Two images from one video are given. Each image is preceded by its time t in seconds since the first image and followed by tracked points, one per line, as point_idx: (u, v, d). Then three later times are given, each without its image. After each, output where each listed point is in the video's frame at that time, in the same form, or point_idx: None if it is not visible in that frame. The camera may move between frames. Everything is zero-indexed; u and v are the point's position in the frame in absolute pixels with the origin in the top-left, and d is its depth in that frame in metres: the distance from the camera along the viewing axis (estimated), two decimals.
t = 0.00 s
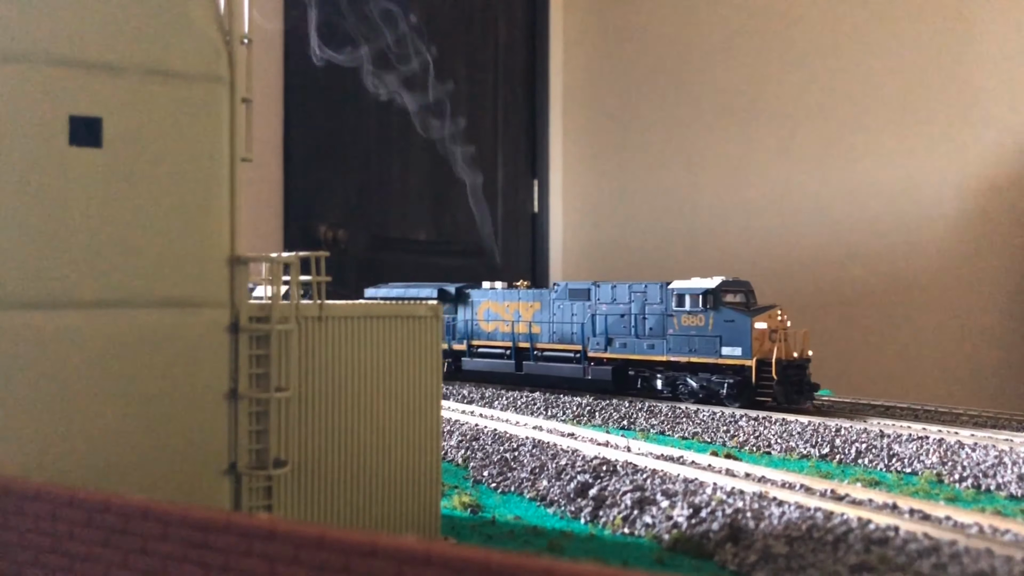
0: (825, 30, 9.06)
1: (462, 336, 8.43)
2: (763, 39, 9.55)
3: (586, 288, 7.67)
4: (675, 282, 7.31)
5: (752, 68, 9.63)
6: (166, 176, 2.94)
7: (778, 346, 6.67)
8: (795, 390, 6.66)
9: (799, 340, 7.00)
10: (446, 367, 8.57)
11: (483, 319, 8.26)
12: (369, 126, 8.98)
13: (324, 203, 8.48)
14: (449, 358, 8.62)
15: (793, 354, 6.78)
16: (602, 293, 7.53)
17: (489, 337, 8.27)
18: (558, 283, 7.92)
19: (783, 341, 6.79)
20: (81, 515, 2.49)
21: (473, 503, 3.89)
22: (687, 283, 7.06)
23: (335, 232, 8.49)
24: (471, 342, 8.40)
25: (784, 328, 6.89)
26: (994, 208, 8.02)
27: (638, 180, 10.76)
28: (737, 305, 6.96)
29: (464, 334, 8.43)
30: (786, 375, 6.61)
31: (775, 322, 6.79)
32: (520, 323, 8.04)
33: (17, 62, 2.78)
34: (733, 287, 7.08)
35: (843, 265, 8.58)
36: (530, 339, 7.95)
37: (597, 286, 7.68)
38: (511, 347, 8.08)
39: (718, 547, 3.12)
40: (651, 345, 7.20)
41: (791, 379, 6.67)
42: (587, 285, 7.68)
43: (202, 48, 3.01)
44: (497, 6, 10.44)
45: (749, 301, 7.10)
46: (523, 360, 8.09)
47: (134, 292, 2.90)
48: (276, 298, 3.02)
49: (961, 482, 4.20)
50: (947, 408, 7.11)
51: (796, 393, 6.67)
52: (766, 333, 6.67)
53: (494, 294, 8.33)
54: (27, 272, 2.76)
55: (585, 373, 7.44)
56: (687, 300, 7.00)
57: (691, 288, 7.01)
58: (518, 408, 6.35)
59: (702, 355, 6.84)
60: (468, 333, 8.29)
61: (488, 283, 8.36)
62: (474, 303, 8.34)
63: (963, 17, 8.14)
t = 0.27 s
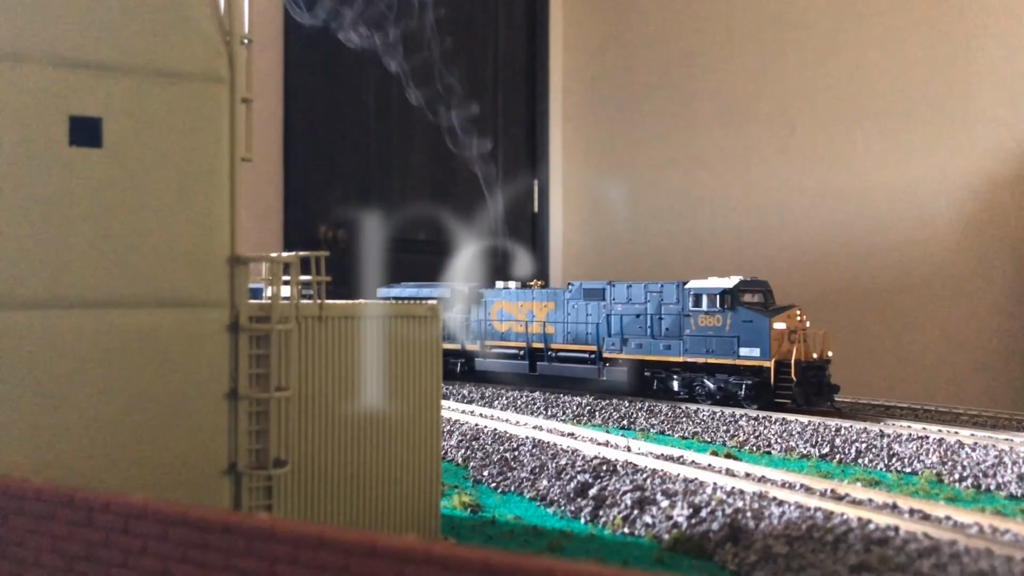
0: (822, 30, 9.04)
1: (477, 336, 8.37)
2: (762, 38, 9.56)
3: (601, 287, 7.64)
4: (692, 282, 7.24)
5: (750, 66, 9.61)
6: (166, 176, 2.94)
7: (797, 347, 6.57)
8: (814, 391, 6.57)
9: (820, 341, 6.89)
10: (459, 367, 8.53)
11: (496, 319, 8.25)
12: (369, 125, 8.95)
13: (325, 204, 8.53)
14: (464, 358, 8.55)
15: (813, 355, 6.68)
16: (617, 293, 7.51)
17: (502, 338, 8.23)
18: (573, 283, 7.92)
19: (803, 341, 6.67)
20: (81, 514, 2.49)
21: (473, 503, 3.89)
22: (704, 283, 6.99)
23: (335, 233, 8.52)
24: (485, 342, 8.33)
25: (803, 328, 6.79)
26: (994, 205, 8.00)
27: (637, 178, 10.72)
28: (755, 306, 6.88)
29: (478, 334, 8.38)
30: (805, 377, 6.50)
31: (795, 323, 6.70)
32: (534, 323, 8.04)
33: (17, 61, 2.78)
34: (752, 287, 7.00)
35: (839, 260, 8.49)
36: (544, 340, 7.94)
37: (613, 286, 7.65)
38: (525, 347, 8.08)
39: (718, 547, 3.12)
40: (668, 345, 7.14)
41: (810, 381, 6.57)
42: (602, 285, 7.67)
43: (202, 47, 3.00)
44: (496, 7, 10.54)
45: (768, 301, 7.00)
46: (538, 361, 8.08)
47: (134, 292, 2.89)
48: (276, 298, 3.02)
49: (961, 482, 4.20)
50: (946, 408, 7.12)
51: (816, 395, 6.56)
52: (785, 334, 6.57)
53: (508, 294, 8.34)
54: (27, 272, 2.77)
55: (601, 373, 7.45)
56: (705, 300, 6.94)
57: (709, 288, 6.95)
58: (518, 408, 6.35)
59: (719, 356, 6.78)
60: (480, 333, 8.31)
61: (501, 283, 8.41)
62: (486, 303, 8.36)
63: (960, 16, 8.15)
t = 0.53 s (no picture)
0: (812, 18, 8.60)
1: (490, 336, 8.42)
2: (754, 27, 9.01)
3: (617, 288, 7.58)
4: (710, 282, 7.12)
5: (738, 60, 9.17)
6: (166, 176, 2.94)
7: (817, 349, 6.43)
8: (833, 394, 6.38)
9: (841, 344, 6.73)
10: (474, 368, 8.57)
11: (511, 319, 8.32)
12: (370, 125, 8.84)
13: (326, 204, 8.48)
14: (478, 358, 8.59)
15: (834, 357, 6.54)
16: (633, 293, 7.40)
17: (517, 339, 8.26)
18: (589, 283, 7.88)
19: (823, 342, 6.52)
20: (81, 514, 2.50)
21: (473, 503, 3.89)
22: (721, 283, 6.86)
23: (336, 232, 8.40)
24: (499, 342, 8.37)
25: (824, 330, 6.64)
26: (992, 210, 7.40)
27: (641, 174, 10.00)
28: (774, 305, 6.73)
29: (491, 335, 8.43)
30: (825, 379, 6.34)
31: (815, 323, 6.56)
32: (547, 324, 8.05)
33: (18, 61, 2.78)
34: (772, 286, 6.84)
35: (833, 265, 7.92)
36: (558, 340, 7.89)
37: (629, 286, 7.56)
38: (539, 347, 8.05)
39: (718, 547, 3.12)
40: (685, 346, 7.01)
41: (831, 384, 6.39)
42: (618, 285, 7.58)
43: (203, 48, 3.01)
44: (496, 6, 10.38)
45: (789, 300, 6.82)
46: (551, 362, 8.02)
47: (133, 292, 2.90)
48: (277, 298, 3.02)
49: (961, 482, 4.20)
50: (946, 408, 7.12)
51: (836, 398, 6.38)
52: (805, 335, 6.44)
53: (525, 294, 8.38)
54: (27, 272, 2.77)
55: (615, 374, 7.32)
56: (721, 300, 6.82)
57: (726, 288, 6.81)
58: (518, 408, 6.35)
59: (737, 358, 6.64)
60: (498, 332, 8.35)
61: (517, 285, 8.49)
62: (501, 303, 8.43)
63: None
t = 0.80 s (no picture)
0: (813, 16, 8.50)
1: (503, 337, 8.23)
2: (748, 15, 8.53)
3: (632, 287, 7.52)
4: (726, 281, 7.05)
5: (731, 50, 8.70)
6: (166, 175, 2.94)
7: (837, 350, 6.37)
8: (853, 396, 6.32)
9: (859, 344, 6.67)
10: (486, 369, 8.34)
11: (524, 318, 8.10)
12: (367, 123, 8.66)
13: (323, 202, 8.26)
14: (490, 360, 8.39)
15: (853, 358, 6.50)
16: (648, 293, 7.36)
17: (530, 339, 8.05)
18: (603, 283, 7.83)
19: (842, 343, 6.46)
20: (81, 514, 2.50)
21: (473, 503, 3.89)
22: (739, 283, 6.80)
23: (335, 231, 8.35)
24: (511, 343, 8.18)
25: (843, 330, 6.57)
26: (994, 209, 7.03)
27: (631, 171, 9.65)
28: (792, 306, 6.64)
29: (504, 335, 8.24)
30: (845, 381, 6.29)
31: (835, 324, 6.49)
32: (561, 324, 7.89)
33: (18, 62, 2.78)
34: (791, 286, 6.75)
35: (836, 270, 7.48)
36: (572, 341, 7.74)
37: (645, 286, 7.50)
38: (553, 348, 7.84)
39: (718, 547, 3.12)
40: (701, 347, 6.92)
41: (850, 385, 6.33)
42: (633, 285, 7.54)
43: (202, 47, 3.01)
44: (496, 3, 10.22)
45: (807, 302, 6.75)
46: (565, 363, 7.82)
47: (132, 292, 2.89)
48: (276, 298, 3.02)
49: (961, 482, 4.20)
50: (947, 407, 7.11)
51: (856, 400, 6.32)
52: (824, 336, 6.36)
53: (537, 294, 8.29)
54: (27, 272, 2.77)
55: (630, 376, 7.19)
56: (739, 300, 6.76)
57: (744, 287, 6.76)
58: (518, 408, 6.35)
59: (755, 358, 6.56)
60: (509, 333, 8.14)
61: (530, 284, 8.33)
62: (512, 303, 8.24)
63: None
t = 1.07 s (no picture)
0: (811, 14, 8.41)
1: (518, 337, 8.16)
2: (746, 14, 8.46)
3: (648, 287, 7.46)
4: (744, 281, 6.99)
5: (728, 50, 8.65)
6: (166, 175, 2.94)
7: (857, 350, 6.22)
8: (875, 398, 6.17)
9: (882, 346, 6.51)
10: (500, 370, 8.31)
11: (538, 319, 7.99)
12: (369, 124, 8.69)
13: (325, 203, 8.28)
14: (504, 361, 8.35)
15: (874, 359, 6.32)
16: (665, 293, 7.31)
17: (545, 340, 7.97)
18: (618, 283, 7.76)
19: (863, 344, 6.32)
20: (81, 514, 2.49)
21: (473, 503, 3.89)
22: (757, 282, 6.72)
23: (336, 232, 8.32)
24: (526, 344, 8.12)
25: (865, 331, 6.45)
26: (992, 207, 7.05)
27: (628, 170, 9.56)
28: (811, 306, 6.58)
29: (519, 335, 8.16)
30: (866, 382, 6.13)
31: (854, 324, 6.37)
32: (576, 324, 7.75)
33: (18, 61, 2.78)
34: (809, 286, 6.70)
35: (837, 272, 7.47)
36: (587, 341, 7.66)
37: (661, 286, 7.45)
38: (568, 349, 7.76)
39: (718, 547, 3.12)
40: (719, 348, 6.85)
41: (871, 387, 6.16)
42: (649, 284, 7.48)
43: (202, 47, 3.01)
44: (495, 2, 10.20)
45: (827, 301, 6.68)
46: (580, 364, 7.76)
47: (132, 291, 2.89)
48: (277, 298, 3.03)
49: (961, 482, 4.20)
50: (947, 407, 7.12)
51: (876, 402, 6.16)
52: (844, 336, 6.26)
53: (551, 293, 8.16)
54: (26, 272, 2.77)
55: (645, 377, 7.13)
56: (757, 300, 6.69)
57: (762, 287, 6.68)
58: (518, 408, 6.35)
59: (774, 360, 6.50)
60: (523, 334, 8.07)
61: (542, 284, 8.19)
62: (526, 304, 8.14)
63: None
